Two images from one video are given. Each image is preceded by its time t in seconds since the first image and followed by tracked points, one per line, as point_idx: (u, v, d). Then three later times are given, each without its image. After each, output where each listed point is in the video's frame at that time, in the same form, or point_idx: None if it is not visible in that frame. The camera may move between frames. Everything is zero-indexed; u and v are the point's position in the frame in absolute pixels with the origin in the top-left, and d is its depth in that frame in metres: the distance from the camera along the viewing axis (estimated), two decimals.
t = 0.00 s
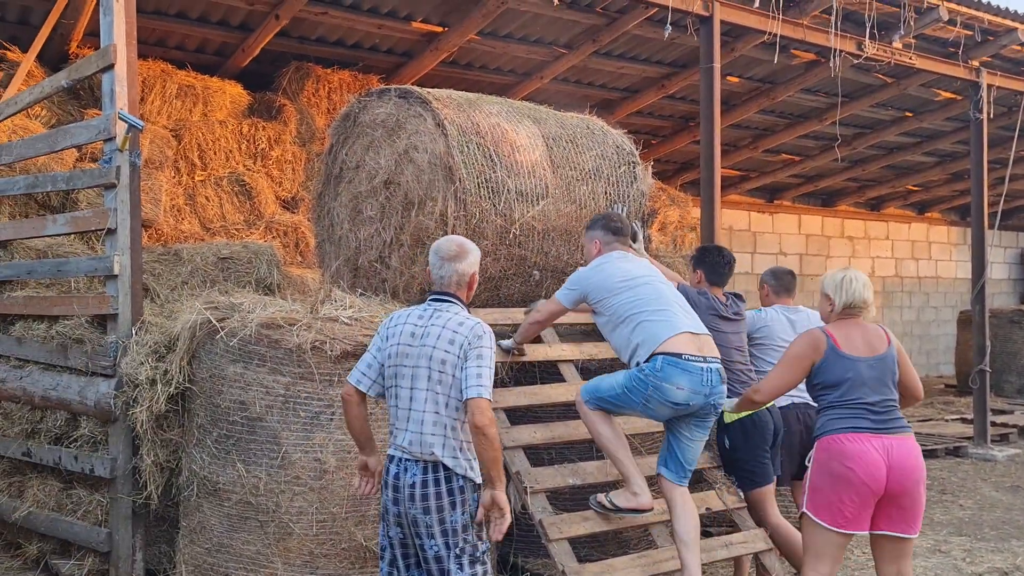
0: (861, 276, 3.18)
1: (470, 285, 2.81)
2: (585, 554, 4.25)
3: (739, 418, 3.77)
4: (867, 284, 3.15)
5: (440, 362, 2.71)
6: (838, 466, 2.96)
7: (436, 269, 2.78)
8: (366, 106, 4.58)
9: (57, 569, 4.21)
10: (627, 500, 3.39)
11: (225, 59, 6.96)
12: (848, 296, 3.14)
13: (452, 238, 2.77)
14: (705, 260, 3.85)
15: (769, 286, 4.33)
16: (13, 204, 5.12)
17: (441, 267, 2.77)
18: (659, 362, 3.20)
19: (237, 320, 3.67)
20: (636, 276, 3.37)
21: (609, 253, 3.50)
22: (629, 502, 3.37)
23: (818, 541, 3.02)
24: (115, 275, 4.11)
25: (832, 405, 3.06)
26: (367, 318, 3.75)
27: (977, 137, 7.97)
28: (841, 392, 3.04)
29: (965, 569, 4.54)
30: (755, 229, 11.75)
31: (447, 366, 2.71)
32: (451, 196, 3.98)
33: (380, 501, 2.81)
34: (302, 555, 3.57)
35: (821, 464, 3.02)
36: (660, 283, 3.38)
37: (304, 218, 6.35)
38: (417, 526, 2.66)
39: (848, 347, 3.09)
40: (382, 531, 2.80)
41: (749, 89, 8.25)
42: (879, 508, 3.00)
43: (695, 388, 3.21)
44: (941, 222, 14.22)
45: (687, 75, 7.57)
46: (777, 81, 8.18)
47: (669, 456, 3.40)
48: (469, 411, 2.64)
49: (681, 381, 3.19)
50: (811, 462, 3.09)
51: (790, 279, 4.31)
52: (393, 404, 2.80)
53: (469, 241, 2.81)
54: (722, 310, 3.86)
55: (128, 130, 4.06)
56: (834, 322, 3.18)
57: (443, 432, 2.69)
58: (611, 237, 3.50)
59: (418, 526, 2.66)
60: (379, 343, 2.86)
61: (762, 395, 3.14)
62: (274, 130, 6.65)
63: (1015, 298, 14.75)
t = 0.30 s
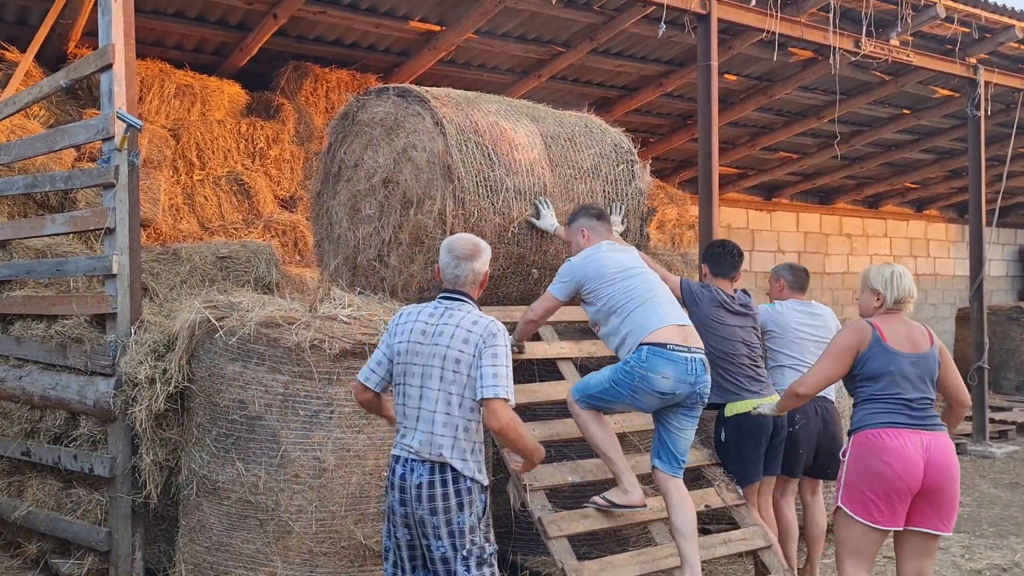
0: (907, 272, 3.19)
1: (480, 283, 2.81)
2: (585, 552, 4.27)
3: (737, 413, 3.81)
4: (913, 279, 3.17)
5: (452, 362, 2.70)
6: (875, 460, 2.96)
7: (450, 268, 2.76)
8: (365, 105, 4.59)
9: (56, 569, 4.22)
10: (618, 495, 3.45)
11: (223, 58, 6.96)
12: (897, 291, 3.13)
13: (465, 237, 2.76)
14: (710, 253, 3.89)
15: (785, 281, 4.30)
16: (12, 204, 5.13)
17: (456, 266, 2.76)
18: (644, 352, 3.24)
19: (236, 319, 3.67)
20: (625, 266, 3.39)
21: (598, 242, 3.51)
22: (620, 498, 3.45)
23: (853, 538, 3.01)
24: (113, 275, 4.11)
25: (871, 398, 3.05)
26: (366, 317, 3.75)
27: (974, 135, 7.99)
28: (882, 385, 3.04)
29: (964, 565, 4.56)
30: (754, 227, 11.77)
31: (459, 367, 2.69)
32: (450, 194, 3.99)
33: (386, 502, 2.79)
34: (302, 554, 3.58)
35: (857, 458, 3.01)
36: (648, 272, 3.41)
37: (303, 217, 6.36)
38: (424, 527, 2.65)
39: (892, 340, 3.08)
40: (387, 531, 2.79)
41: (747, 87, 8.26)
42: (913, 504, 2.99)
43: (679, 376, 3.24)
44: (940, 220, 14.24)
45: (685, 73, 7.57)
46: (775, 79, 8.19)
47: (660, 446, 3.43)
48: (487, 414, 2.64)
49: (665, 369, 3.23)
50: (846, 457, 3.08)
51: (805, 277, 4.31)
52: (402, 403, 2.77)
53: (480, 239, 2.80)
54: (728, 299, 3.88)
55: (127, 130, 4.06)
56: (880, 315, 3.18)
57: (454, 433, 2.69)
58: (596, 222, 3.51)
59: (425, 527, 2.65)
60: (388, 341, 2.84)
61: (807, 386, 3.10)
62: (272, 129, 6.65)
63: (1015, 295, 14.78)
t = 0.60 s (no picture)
0: (914, 269, 3.19)
1: (484, 282, 2.81)
2: (585, 551, 4.28)
3: (745, 411, 3.79)
4: (920, 276, 3.17)
5: (458, 361, 2.69)
6: (895, 466, 2.95)
7: (454, 269, 2.76)
8: (364, 105, 4.59)
9: (57, 568, 4.22)
10: (617, 496, 3.46)
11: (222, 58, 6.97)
12: (907, 288, 3.12)
13: (470, 236, 2.77)
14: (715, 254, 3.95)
15: (804, 280, 4.31)
16: (12, 204, 5.14)
17: (461, 265, 2.76)
18: (618, 314, 3.29)
19: (236, 319, 3.68)
20: (595, 231, 3.45)
21: (565, 207, 3.56)
22: (620, 501, 3.45)
23: (881, 544, 2.98)
24: (114, 274, 4.12)
25: (886, 402, 3.03)
26: (366, 316, 3.76)
27: (974, 133, 7.99)
28: (896, 388, 3.02)
29: (964, 563, 4.56)
30: (754, 226, 11.78)
31: (465, 366, 2.69)
32: (449, 193, 4.00)
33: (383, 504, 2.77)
34: (302, 553, 3.59)
35: (876, 465, 3.00)
36: (615, 236, 3.48)
37: (303, 217, 6.37)
38: (423, 528, 2.64)
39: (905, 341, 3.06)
40: (385, 534, 2.78)
41: (746, 85, 8.26)
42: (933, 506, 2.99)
43: (655, 332, 3.29)
44: (940, 219, 14.24)
45: (685, 72, 7.58)
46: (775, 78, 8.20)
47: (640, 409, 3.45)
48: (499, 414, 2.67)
49: (641, 328, 3.27)
50: (862, 462, 3.06)
51: (825, 276, 4.31)
52: (404, 402, 2.76)
53: (483, 238, 2.82)
54: (733, 295, 3.87)
55: (127, 130, 4.06)
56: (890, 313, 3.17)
57: (457, 434, 2.68)
58: (564, 189, 3.57)
59: (423, 529, 2.64)
60: (391, 339, 2.82)
61: (824, 387, 3.03)
62: (272, 129, 6.66)
63: (1015, 293, 14.78)
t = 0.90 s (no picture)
0: (910, 266, 3.19)
1: (466, 280, 2.73)
2: (585, 550, 4.29)
3: (756, 407, 3.80)
4: (916, 273, 3.17)
5: (446, 359, 2.59)
6: (898, 469, 2.93)
7: (434, 269, 2.67)
8: (365, 103, 4.59)
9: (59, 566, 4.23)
10: (615, 493, 3.46)
11: (224, 56, 6.97)
12: (904, 285, 3.11)
13: (449, 235, 2.68)
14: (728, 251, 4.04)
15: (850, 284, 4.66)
16: (14, 203, 5.14)
17: (442, 266, 2.67)
18: (602, 283, 3.39)
19: (237, 317, 3.68)
20: (579, 194, 3.51)
21: (551, 165, 3.60)
22: (615, 498, 3.45)
23: (882, 549, 2.95)
24: (115, 273, 4.13)
25: (888, 405, 3.01)
26: (367, 314, 3.77)
27: (976, 132, 7.99)
28: (899, 391, 3.01)
29: (964, 563, 4.57)
30: (754, 225, 11.78)
31: (453, 365, 2.59)
32: (450, 192, 4.01)
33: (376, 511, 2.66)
34: (303, 551, 3.59)
35: (879, 469, 2.97)
36: (598, 196, 3.53)
37: (304, 216, 6.42)
38: (422, 532, 2.54)
39: (910, 342, 3.04)
40: (378, 540, 2.66)
41: (747, 84, 8.26)
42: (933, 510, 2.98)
43: (638, 297, 3.41)
44: (941, 218, 14.24)
45: (686, 71, 7.57)
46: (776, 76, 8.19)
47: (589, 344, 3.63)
48: (483, 412, 2.57)
49: (624, 294, 3.39)
50: (862, 466, 3.04)
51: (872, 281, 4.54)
52: (391, 407, 2.65)
53: (462, 235, 2.72)
54: (742, 293, 3.93)
55: (128, 128, 4.06)
56: (891, 312, 3.16)
57: (450, 433, 2.59)
58: (550, 149, 3.60)
59: (421, 532, 2.54)
60: (374, 343, 2.72)
61: (835, 393, 3.03)
62: (273, 128, 6.66)
63: (1016, 292, 14.77)
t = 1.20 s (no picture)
0: (904, 260, 3.16)
1: (446, 274, 2.70)
2: (586, 544, 4.32)
3: (761, 399, 3.87)
4: (911, 267, 3.14)
5: (426, 351, 2.57)
6: (902, 470, 2.93)
7: (413, 263, 2.64)
8: (366, 97, 4.59)
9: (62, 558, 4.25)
10: (616, 487, 3.46)
11: (226, 51, 6.98)
12: (898, 280, 3.09)
13: (428, 228, 2.64)
14: (748, 240, 4.02)
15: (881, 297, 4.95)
16: (17, 197, 5.17)
17: (421, 259, 2.63)
18: (593, 270, 3.45)
19: (238, 311, 3.70)
20: (568, 179, 3.54)
21: (544, 147, 3.65)
22: (616, 491, 3.47)
23: (887, 551, 2.96)
24: (117, 266, 4.15)
25: (892, 405, 3.01)
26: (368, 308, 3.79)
27: (979, 127, 7.98)
28: (903, 390, 3.01)
29: (964, 557, 4.58)
30: (756, 220, 11.78)
31: (434, 356, 2.57)
32: (451, 187, 4.02)
33: (358, 511, 2.62)
34: (304, 543, 3.61)
35: (883, 470, 2.98)
36: (588, 180, 3.57)
37: (305, 210, 6.41)
38: (406, 528, 2.51)
39: (911, 339, 3.04)
40: (359, 539, 2.62)
41: (749, 78, 8.26)
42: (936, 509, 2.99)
43: (630, 281, 3.49)
44: (944, 213, 14.22)
45: (688, 65, 7.57)
46: (778, 71, 8.19)
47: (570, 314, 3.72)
48: (465, 402, 2.55)
49: (617, 279, 3.46)
50: (865, 467, 3.05)
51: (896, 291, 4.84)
52: (372, 403, 2.62)
53: (440, 228, 2.70)
54: (756, 288, 3.96)
55: (130, 122, 4.07)
56: (887, 308, 3.14)
57: (431, 426, 2.56)
58: (545, 131, 3.65)
59: (406, 528, 2.51)
60: (354, 341, 2.69)
61: (850, 399, 2.95)
62: (274, 122, 6.67)
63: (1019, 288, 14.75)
